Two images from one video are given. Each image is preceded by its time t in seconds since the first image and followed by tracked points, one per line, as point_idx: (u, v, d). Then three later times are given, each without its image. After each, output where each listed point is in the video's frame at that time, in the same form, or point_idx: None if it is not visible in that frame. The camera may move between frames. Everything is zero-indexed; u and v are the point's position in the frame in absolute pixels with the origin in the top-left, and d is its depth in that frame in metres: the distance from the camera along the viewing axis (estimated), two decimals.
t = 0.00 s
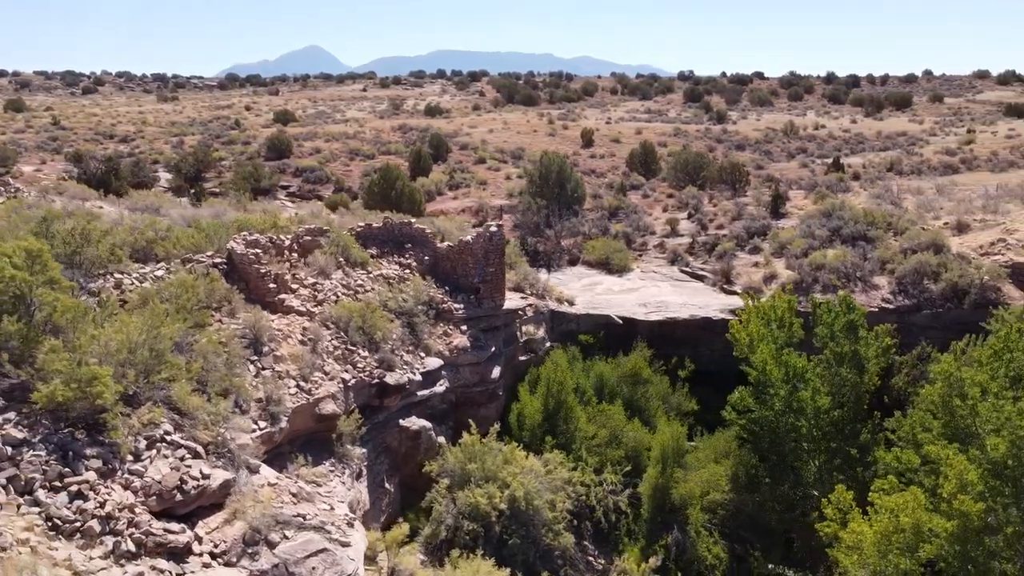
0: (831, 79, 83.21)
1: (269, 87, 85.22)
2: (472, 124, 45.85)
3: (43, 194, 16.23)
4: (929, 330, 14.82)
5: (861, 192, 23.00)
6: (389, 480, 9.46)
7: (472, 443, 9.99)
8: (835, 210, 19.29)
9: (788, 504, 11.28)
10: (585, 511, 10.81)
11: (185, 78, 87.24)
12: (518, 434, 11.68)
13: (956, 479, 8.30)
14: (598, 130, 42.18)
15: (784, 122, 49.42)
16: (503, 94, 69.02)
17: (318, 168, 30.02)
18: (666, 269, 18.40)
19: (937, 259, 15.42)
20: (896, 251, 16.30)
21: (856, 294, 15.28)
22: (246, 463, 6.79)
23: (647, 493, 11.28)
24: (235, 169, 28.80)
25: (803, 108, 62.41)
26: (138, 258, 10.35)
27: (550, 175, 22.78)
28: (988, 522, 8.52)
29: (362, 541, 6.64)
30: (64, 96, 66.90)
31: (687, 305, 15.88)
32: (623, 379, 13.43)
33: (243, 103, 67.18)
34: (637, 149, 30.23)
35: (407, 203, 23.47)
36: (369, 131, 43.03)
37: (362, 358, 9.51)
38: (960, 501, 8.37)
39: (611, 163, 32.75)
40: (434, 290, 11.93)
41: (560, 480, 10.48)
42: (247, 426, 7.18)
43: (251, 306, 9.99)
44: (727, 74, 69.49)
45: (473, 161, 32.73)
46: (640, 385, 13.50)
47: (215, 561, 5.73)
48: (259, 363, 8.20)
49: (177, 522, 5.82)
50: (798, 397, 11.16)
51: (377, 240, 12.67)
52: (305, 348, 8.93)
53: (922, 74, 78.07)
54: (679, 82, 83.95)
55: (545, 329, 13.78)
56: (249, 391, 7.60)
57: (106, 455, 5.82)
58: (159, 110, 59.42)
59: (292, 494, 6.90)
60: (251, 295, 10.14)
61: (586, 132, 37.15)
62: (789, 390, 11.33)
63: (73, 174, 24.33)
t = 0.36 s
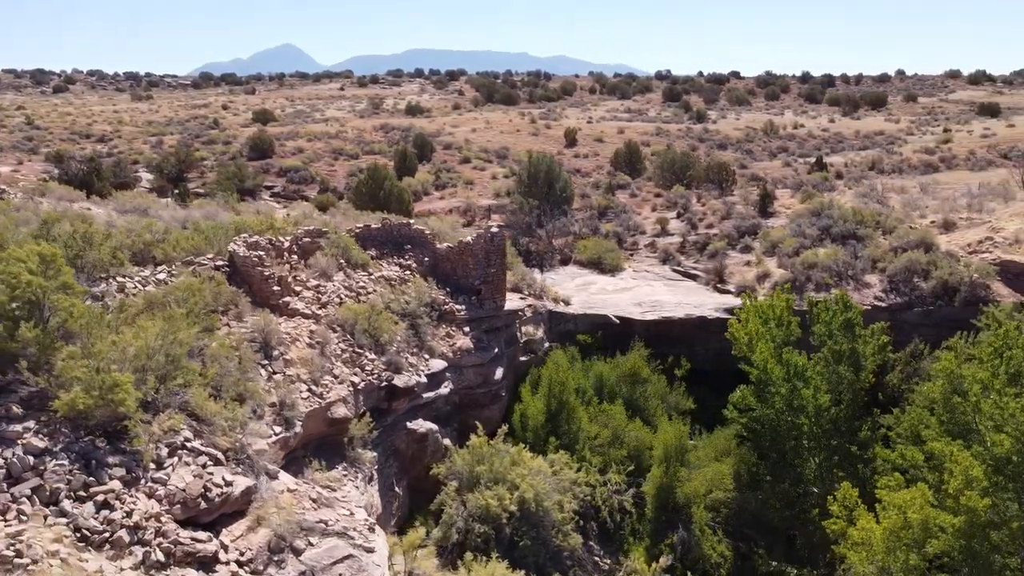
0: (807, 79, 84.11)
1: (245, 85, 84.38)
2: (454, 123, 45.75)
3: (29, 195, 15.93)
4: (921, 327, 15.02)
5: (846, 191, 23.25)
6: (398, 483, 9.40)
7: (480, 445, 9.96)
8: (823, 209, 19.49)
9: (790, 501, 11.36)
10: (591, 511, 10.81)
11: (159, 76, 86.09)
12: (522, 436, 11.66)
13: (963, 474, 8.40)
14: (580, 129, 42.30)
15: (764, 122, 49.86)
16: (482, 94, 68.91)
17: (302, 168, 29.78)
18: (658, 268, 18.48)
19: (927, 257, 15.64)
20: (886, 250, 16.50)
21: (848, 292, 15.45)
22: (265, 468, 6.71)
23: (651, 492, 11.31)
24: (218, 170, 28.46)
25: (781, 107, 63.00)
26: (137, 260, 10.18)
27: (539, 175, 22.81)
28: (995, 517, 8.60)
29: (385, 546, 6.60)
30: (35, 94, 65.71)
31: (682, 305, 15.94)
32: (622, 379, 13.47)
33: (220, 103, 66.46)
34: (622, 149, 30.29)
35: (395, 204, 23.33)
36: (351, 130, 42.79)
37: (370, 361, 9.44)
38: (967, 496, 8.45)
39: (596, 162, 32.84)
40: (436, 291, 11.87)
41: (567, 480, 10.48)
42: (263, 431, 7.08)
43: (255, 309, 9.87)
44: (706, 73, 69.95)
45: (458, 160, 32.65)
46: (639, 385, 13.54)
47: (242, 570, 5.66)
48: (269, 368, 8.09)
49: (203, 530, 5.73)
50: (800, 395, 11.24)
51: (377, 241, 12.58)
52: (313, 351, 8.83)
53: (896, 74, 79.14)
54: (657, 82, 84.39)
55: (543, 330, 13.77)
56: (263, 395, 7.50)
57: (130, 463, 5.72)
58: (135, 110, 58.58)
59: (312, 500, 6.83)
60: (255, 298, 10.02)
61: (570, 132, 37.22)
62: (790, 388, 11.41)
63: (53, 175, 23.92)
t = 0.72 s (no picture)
0: (782, 78, 85.00)
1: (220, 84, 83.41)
2: (436, 123, 45.66)
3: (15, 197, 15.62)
4: (912, 324, 15.23)
5: (831, 190, 23.51)
6: (408, 487, 9.35)
7: (488, 447, 9.93)
8: (812, 209, 19.70)
9: (792, 499, 11.44)
10: (598, 512, 10.80)
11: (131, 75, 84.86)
12: (525, 437, 11.63)
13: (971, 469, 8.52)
14: (563, 129, 42.36)
15: (743, 121, 50.29)
16: (462, 93, 68.73)
17: (286, 168, 29.51)
18: (650, 268, 18.55)
19: (917, 255, 15.86)
20: (876, 249, 16.72)
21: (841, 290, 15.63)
22: (286, 474, 6.63)
23: (656, 491, 11.34)
24: (201, 170, 28.13)
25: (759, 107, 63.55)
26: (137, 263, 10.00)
27: (527, 175, 22.90)
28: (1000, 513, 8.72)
29: (410, 551, 6.56)
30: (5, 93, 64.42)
31: (677, 304, 16.02)
32: (622, 379, 13.51)
33: (196, 102, 65.61)
34: (607, 148, 30.35)
35: (383, 204, 23.18)
36: (333, 130, 42.51)
37: (379, 364, 9.37)
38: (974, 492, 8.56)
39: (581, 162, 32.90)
40: (438, 292, 11.82)
41: (575, 482, 10.47)
42: (282, 436, 6.99)
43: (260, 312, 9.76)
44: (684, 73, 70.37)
45: (442, 160, 32.55)
46: (639, 384, 13.59)
47: None
48: (282, 372, 8.00)
49: (230, 538, 5.65)
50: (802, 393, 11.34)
51: (376, 242, 12.49)
52: (323, 355, 8.75)
53: (869, 73, 80.12)
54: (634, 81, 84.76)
55: (542, 330, 13.76)
56: (279, 400, 7.41)
57: (155, 471, 5.63)
58: (109, 109, 57.68)
59: (334, 505, 6.77)
60: (259, 301, 9.91)
61: (553, 132, 37.27)
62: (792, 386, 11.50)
63: (33, 176, 23.47)
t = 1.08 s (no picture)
0: (756, 78, 85.85)
1: (192, 83, 82.30)
2: (416, 122, 45.47)
3: None
4: (903, 321, 15.45)
5: (816, 188, 23.78)
6: (419, 489, 9.31)
7: (497, 448, 9.92)
8: (799, 207, 19.90)
9: (794, 496, 11.56)
10: (604, 512, 10.81)
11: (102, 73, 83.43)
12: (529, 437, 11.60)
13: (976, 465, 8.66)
14: (544, 128, 42.39)
15: (722, 121, 50.69)
16: (440, 92, 68.50)
17: (269, 169, 29.20)
18: (642, 267, 18.63)
19: (907, 253, 16.08)
20: (866, 247, 16.96)
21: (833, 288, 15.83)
22: (310, 479, 6.56)
23: (660, 489, 11.40)
24: (183, 170, 27.73)
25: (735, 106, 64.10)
26: (139, 266, 9.83)
27: (515, 175, 22.90)
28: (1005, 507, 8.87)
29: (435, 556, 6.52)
30: None
31: (671, 303, 16.10)
32: (621, 378, 13.56)
33: (170, 101, 64.62)
34: (591, 148, 30.42)
35: (371, 204, 23.03)
36: (313, 129, 42.17)
37: (388, 366, 9.30)
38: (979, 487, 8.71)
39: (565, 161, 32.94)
40: (440, 294, 11.77)
41: (582, 482, 10.47)
42: (302, 441, 6.90)
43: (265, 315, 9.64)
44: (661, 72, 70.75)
45: (426, 159, 32.39)
46: (637, 383, 13.64)
47: None
48: (296, 375, 7.90)
49: (261, 546, 5.56)
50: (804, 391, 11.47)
51: (375, 243, 12.41)
52: (334, 357, 8.66)
53: (842, 72, 81.26)
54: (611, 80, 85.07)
55: (541, 330, 13.74)
56: (295, 403, 7.29)
57: (184, 479, 5.53)
58: (80, 109, 56.61)
59: (358, 510, 6.72)
60: (264, 304, 9.79)
61: (535, 131, 37.26)
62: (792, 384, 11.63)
63: (11, 177, 22.96)
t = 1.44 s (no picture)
0: (730, 77, 86.63)
1: (164, 82, 81.13)
2: (396, 121, 45.24)
3: None
4: (892, 318, 15.69)
5: (799, 187, 24.06)
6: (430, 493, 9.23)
7: (505, 450, 9.90)
8: (786, 206, 20.13)
9: (795, 492, 11.68)
10: (609, 513, 10.80)
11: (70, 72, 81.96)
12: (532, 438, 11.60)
13: (980, 460, 8.81)
14: (525, 128, 42.43)
15: (700, 120, 51.09)
16: (416, 91, 68.27)
17: (251, 169, 28.90)
18: (633, 266, 18.72)
19: (895, 251, 16.42)
20: (855, 245, 17.20)
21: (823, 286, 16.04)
22: (334, 484, 6.50)
23: (663, 488, 11.45)
24: (163, 170, 27.34)
25: (711, 105, 64.61)
26: (139, 268, 9.66)
27: (502, 175, 22.89)
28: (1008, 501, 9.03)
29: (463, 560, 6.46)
30: None
31: (665, 302, 16.19)
32: (620, 378, 13.60)
33: (143, 99, 63.66)
34: (574, 147, 30.48)
35: (357, 204, 22.87)
36: (291, 128, 41.80)
37: (397, 369, 9.24)
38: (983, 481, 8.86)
39: (548, 160, 32.97)
40: (441, 295, 11.73)
41: (588, 483, 10.46)
42: (323, 446, 6.84)
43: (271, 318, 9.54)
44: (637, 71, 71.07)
45: (409, 159, 32.27)
46: (635, 383, 13.69)
47: None
48: (309, 380, 7.83)
49: (293, 553, 5.48)
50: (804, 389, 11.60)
51: (374, 245, 12.34)
52: (345, 361, 8.59)
53: (814, 71, 82.29)
54: (587, 80, 85.34)
55: (540, 331, 13.75)
56: (313, 408, 7.23)
57: (214, 487, 5.45)
58: (50, 107, 55.49)
59: (381, 515, 6.66)
60: (269, 307, 9.70)
61: (517, 130, 37.27)
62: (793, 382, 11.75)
63: None
